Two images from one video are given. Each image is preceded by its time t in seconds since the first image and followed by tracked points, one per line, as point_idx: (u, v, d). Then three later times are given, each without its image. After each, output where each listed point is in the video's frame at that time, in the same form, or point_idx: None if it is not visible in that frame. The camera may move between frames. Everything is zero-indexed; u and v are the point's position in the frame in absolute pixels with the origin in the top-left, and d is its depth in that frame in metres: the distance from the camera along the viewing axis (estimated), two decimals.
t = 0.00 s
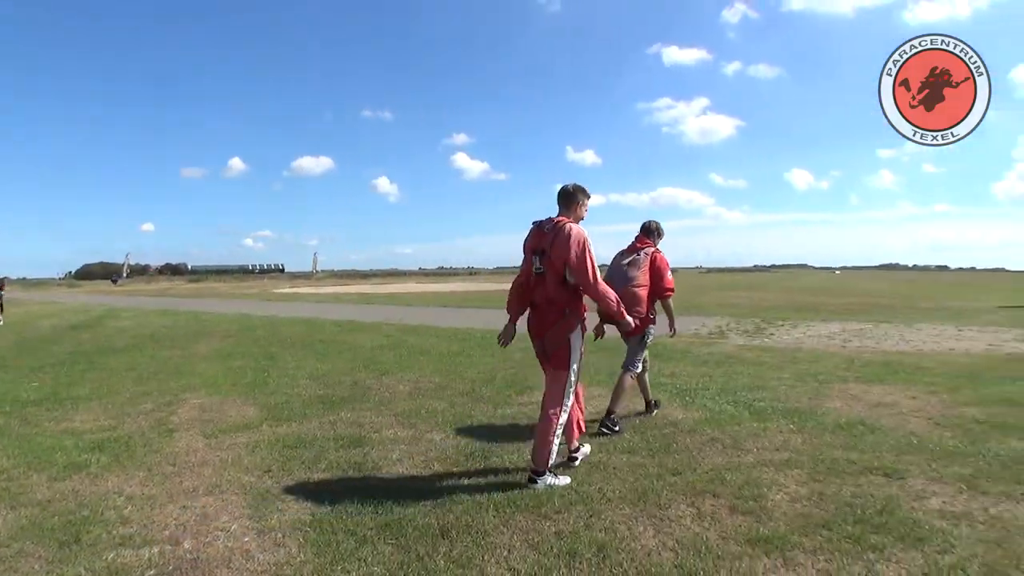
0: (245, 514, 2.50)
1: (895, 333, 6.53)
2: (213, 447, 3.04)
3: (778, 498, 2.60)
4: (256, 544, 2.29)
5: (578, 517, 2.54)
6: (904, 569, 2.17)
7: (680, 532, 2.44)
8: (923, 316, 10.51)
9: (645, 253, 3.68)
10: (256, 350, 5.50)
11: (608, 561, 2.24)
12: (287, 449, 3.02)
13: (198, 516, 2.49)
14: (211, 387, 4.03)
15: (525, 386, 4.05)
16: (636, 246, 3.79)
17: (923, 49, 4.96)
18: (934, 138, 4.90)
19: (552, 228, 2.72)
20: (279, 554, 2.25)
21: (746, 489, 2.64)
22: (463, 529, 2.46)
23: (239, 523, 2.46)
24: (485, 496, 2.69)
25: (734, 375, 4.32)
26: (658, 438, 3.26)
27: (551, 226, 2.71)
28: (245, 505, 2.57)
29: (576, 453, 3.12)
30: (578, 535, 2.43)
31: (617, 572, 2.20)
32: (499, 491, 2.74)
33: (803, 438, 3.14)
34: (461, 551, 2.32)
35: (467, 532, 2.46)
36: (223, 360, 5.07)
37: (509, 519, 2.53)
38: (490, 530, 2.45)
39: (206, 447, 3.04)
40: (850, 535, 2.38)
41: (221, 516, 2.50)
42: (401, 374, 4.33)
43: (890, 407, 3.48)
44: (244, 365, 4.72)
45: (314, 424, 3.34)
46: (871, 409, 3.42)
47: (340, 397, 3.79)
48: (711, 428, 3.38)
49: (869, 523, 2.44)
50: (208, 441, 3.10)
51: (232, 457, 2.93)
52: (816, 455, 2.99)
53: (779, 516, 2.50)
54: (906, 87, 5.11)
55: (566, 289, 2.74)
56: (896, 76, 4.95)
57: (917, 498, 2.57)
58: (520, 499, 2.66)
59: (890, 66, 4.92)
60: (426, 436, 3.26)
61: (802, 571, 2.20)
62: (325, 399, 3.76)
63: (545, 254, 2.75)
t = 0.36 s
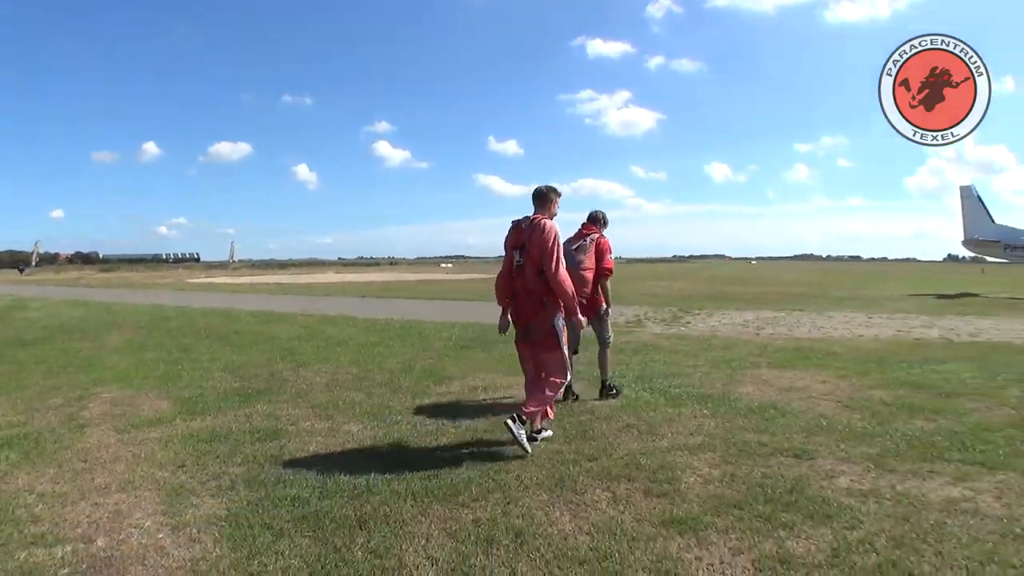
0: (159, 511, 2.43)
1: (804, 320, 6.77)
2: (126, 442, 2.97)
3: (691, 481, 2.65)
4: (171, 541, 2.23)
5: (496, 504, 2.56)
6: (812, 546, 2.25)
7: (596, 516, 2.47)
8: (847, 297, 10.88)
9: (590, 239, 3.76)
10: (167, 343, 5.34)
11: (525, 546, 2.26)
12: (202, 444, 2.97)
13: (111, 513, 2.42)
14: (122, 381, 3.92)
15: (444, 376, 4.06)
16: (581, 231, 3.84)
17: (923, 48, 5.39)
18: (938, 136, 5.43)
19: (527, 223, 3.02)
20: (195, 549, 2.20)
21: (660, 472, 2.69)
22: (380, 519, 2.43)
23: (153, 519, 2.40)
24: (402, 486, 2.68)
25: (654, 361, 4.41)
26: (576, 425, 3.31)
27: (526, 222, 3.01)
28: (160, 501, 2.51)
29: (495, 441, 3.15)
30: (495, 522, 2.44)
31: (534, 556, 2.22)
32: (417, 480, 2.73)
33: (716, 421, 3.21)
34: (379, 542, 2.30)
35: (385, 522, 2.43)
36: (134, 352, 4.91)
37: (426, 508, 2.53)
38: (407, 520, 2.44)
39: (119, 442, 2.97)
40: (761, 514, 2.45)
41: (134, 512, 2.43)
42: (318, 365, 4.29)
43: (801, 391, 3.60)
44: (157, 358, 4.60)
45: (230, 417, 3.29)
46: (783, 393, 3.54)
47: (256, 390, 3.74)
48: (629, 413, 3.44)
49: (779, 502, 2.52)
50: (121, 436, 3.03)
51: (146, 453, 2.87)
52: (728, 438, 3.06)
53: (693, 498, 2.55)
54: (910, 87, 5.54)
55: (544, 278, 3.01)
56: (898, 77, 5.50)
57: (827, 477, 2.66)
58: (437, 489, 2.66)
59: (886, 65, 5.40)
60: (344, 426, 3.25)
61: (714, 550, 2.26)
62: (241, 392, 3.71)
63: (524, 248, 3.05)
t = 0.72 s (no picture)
0: (56, 527, 2.33)
1: (710, 323, 7.01)
2: (20, 456, 2.86)
3: (599, 481, 2.70)
4: (68, 557, 2.14)
5: (404, 510, 2.55)
6: (714, 541, 2.32)
7: (504, 518, 2.49)
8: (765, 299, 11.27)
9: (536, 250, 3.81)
10: (64, 352, 5.11)
11: (434, 551, 2.25)
12: (101, 456, 2.87)
13: (4, 530, 2.31)
14: (14, 392, 3.76)
15: (353, 382, 4.02)
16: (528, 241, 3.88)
17: (923, 48, 5.28)
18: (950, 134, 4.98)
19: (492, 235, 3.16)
20: (93, 566, 2.12)
21: (569, 474, 2.73)
22: (286, 529, 2.39)
23: (49, 536, 2.29)
24: (309, 494, 2.64)
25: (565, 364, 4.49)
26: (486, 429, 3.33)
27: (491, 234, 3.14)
28: (57, 517, 2.41)
29: (405, 445, 3.14)
30: (403, 528, 2.43)
31: (442, 560, 2.22)
32: (324, 488, 2.70)
33: (623, 423, 3.27)
34: (285, 552, 2.26)
35: (291, 532, 2.39)
36: (26, 362, 4.69)
37: (333, 516, 2.50)
38: (314, 529, 2.40)
39: (12, 455, 2.86)
40: (666, 511, 2.51)
41: (30, 529, 2.32)
42: (224, 373, 4.20)
43: (707, 392, 3.72)
44: (51, 368, 4.41)
45: (130, 428, 3.19)
46: (690, 394, 3.65)
47: (157, 400, 3.64)
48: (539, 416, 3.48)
49: (684, 499, 2.58)
50: (14, 450, 2.91)
51: (40, 467, 2.76)
52: (634, 438, 3.13)
53: (600, 498, 2.60)
54: (911, 87, 5.40)
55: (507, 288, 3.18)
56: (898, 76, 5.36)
57: (730, 474, 2.74)
58: (344, 496, 2.64)
59: (887, 63, 5.29)
60: (249, 435, 3.20)
61: (621, 548, 2.29)
62: (141, 402, 3.60)
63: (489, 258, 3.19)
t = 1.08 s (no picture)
0: None
1: (624, 324, 7.17)
2: None
3: (511, 482, 2.73)
4: None
5: (314, 517, 2.53)
6: (624, 539, 2.35)
7: (417, 523, 2.48)
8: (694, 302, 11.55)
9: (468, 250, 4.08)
10: None
11: (344, 558, 2.22)
12: None
13: None
14: None
15: (263, 386, 3.96)
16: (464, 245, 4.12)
17: (922, 48, 5.53)
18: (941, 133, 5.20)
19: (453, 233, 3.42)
20: None
21: (482, 476, 2.76)
22: (192, 540, 2.32)
23: None
24: (216, 503, 2.60)
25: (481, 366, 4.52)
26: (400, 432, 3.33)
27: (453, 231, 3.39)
28: None
29: (318, 451, 3.11)
30: (313, 535, 2.39)
31: (351, 566, 2.19)
32: (230, 497, 2.66)
33: (536, 424, 3.33)
34: (189, 562, 2.19)
35: (197, 542, 2.32)
36: None
37: (241, 525, 2.45)
38: (220, 538, 2.34)
39: None
40: (579, 511, 2.54)
41: None
42: (128, 379, 4.09)
43: (619, 392, 3.82)
44: None
45: (25, 438, 3.08)
46: (603, 395, 3.74)
47: (56, 407, 3.52)
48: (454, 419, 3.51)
49: (596, 498, 2.62)
50: None
51: None
52: (547, 438, 3.18)
53: (512, 500, 2.62)
54: (911, 87, 5.69)
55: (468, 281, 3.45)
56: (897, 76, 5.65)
57: (642, 472, 2.80)
58: (251, 504, 2.60)
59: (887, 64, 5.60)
60: (154, 442, 3.14)
61: (532, 549, 2.30)
62: (38, 409, 3.47)
63: (450, 254, 3.45)
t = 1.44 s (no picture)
0: None
1: (566, 325, 7.22)
2: None
3: (450, 485, 2.73)
4: None
5: (248, 523, 2.47)
6: (563, 540, 2.35)
7: (353, 528, 2.45)
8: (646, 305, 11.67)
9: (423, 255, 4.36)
10: None
11: (279, 565, 2.17)
12: None
13: None
14: None
15: (198, 390, 3.89)
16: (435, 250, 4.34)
17: (922, 48, 5.53)
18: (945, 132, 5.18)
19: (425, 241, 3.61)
20: None
21: (419, 480, 2.75)
22: (123, 549, 2.25)
23: None
24: (147, 510, 2.53)
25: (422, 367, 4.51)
26: (336, 435, 3.29)
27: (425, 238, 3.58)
28: None
29: (254, 455, 3.07)
30: (246, 541, 2.34)
31: (286, 572, 2.14)
32: (162, 503, 2.60)
33: (475, 426, 3.34)
34: (118, 572, 2.12)
35: (127, 551, 2.25)
36: None
37: (173, 532, 2.38)
38: (152, 547, 2.27)
39: None
40: (517, 514, 2.53)
41: None
42: (57, 382, 3.95)
43: (559, 393, 3.85)
44: None
45: None
46: (542, 397, 3.77)
47: None
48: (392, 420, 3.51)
49: (535, 500, 2.62)
50: None
51: None
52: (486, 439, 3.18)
53: (450, 503, 2.61)
54: (911, 88, 5.71)
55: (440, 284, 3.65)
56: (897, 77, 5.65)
57: (580, 473, 2.82)
58: (184, 511, 2.54)
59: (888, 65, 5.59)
60: (83, 448, 3.05)
61: (471, 552, 2.28)
62: None
63: (423, 260, 3.65)
